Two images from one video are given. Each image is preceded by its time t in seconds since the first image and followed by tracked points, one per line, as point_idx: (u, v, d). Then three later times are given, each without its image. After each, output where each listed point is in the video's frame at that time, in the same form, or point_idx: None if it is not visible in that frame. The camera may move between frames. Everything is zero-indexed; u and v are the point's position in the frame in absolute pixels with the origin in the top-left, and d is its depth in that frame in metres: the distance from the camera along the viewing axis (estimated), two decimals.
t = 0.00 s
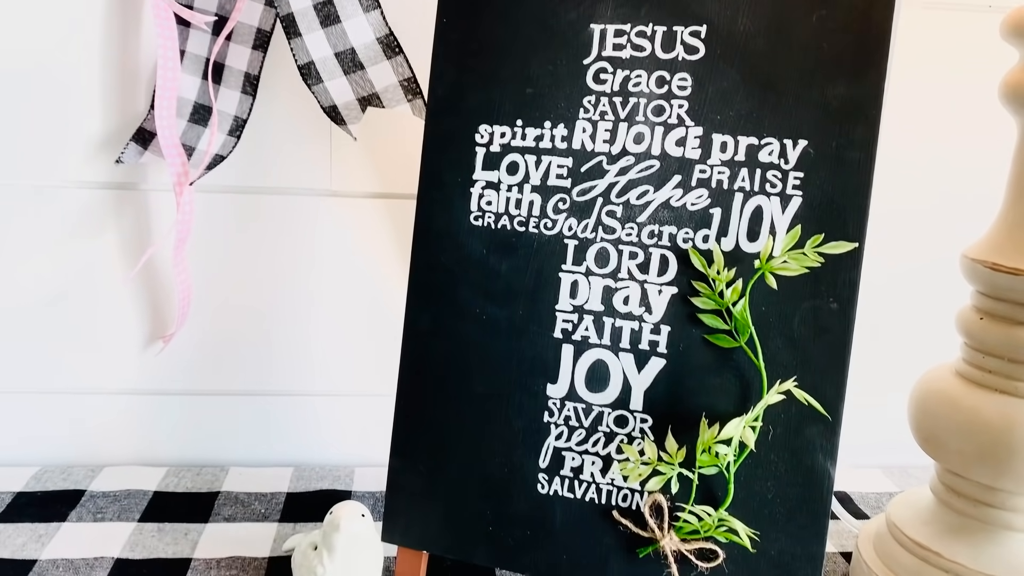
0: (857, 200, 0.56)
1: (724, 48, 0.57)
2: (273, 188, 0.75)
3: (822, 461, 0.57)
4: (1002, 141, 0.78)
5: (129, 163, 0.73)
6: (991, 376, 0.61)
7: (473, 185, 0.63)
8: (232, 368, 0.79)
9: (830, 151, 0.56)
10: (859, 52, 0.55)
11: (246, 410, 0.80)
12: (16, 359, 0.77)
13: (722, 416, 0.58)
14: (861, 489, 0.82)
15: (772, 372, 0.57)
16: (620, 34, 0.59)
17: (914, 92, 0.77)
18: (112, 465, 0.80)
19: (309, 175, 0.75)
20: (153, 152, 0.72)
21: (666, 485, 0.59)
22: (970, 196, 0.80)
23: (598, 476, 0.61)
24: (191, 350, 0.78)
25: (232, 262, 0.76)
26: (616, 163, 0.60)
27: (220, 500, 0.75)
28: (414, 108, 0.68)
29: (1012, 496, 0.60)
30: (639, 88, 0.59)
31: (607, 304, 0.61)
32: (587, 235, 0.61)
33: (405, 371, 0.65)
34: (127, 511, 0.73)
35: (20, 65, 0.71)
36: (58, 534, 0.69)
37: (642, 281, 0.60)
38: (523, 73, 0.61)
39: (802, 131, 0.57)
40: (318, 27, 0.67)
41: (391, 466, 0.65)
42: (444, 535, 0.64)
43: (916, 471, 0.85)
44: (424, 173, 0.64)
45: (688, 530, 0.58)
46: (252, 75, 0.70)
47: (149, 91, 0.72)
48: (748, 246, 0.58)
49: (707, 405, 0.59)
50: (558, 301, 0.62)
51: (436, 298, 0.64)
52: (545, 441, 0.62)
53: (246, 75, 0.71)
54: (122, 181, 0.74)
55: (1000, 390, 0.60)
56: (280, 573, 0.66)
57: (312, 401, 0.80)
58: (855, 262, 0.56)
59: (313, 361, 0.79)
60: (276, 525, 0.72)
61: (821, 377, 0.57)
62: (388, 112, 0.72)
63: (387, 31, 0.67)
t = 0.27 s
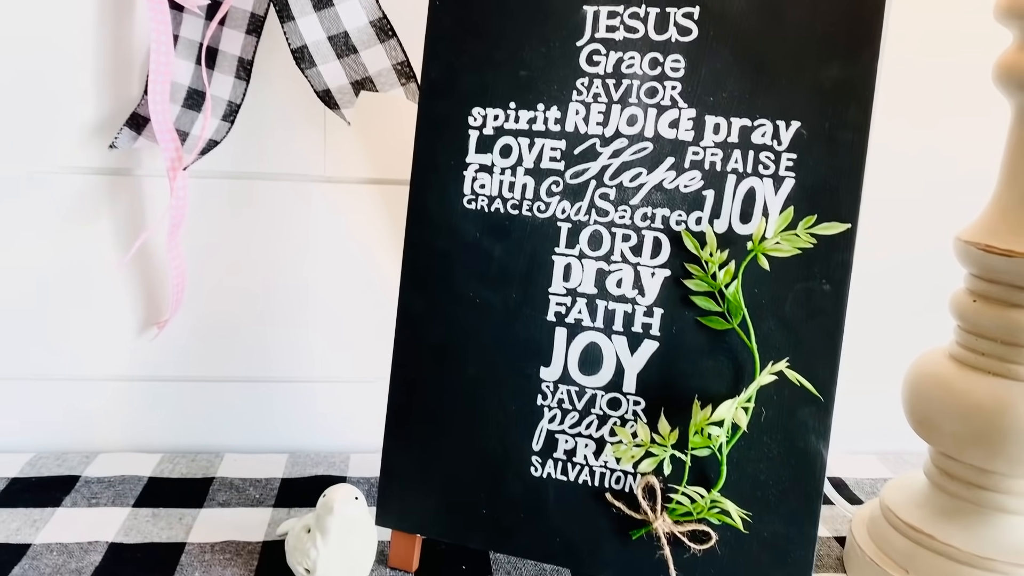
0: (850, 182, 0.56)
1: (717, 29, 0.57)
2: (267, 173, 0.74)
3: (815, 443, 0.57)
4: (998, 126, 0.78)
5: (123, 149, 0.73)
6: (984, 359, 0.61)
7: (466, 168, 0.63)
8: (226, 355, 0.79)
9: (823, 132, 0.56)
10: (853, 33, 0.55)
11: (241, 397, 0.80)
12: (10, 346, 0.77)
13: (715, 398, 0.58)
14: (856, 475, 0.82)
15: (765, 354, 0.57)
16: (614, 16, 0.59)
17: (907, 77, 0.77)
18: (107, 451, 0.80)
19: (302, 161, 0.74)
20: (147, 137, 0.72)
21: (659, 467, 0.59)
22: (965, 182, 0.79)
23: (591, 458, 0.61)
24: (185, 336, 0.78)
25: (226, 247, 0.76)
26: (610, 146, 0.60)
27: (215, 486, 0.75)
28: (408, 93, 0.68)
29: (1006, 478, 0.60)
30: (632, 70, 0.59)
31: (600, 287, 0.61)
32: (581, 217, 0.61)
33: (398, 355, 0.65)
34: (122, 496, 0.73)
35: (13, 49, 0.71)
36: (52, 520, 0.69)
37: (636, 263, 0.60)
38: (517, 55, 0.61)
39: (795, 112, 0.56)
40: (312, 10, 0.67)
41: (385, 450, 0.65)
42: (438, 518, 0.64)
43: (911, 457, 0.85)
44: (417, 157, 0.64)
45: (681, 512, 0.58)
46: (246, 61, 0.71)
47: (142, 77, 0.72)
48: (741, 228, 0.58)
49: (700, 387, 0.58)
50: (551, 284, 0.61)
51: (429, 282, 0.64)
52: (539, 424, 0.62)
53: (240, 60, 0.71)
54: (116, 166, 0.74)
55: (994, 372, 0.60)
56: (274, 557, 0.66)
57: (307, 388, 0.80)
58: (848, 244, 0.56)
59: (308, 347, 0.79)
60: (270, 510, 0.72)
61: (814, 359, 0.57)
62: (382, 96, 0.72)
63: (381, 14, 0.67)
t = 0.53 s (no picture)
0: (840, 164, 0.56)
1: (707, 12, 0.57)
2: (259, 160, 0.74)
3: (804, 425, 0.57)
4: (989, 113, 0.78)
5: (115, 135, 0.73)
6: (974, 342, 0.61)
7: (457, 152, 0.63)
8: (218, 341, 0.79)
9: (813, 114, 0.56)
10: (843, 14, 0.55)
11: (234, 384, 0.80)
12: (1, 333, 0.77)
13: (705, 381, 0.58)
14: (848, 461, 0.82)
15: (755, 336, 0.57)
16: None
17: (898, 62, 0.77)
18: (100, 438, 0.80)
19: (294, 147, 0.74)
20: (138, 123, 0.72)
21: (649, 450, 0.60)
22: (957, 168, 0.79)
23: (582, 442, 0.61)
24: (178, 323, 0.78)
25: (218, 234, 0.76)
26: (600, 129, 0.60)
27: (208, 472, 0.75)
28: (398, 78, 0.68)
29: (995, 460, 0.60)
30: (622, 53, 0.59)
31: (591, 271, 0.61)
32: (571, 201, 0.61)
33: (390, 340, 0.65)
34: (115, 482, 0.73)
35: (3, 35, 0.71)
36: (45, 505, 0.69)
37: (626, 247, 0.60)
38: (507, 39, 0.61)
39: (784, 95, 0.56)
40: None
41: (377, 434, 0.65)
42: (429, 502, 0.64)
43: (903, 443, 0.85)
44: (408, 141, 0.64)
45: (671, 494, 0.59)
46: (237, 47, 0.70)
47: (134, 63, 0.72)
48: (731, 211, 0.58)
49: (690, 370, 0.59)
50: (541, 268, 0.62)
51: (420, 266, 0.64)
52: (530, 407, 0.62)
53: (231, 46, 0.71)
54: (108, 153, 0.74)
55: (983, 355, 0.61)
56: (266, 542, 0.66)
57: (300, 375, 0.80)
58: (838, 226, 0.56)
59: (301, 334, 0.79)
60: (263, 496, 0.72)
61: (804, 341, 0.57)
62: (372, 81, 0.72)
63: None
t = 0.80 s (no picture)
0: (825, 148, 0.56)
1: None
2: (249, 148, 0.74)
3: (789, 409, 0.57)
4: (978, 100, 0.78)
5: (103, 123, 0.73)
6: (959, 326, 0.62)
7: (444, 138, 0.63)
8: (208, 330, 0.79)
9: (798, 99, 0.56)
10: None
11: (225, 372, 0.80)
12: None
13: (691, 365, 0.58)
14: (837, 448, 0.83)
15: (740, 320, 0.57)
16: None
17: (885, 49, 0.77)
18: (91, 427, 0.81)
19: (283, 134, 0.74)
20: (127, 111, 0.72)
21: (635, 434, 0.60)
22: (946, 156, 0.80)
23: (569, 427, 0.61)
24: (168, 312, 0.78)
25: (207, 222, 0.76)
26: (586, 115, 0.60)
27: (198, 460, 0.76)
28: (386, 64, 0.69)
29: (980, 444, 0.61)
30: (609, 38, 0.59)
31: (578, 256, 0.61)
32: (558, 186, 0.61)
33: (378, 326, 0.65)
34: (105, 470, 0.73)
35: None
36: (35, 492, 0.69)
37: (612, 232, 0.60)
38: (493, 24, 0.61)
39: (770, 79, 0.56)
40: None
41: (365, 420, 0.66)
42: (418, 488, 0.65)
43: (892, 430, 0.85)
44: (395, 127, 0.64)
45: (657, 478, 0.59)
46: (225, 34, 0.70)
47: (122, 51, 0.72)
48: (716, 195, 0.58)
49: (676, 354, 0.59)
50: (529, 254, 0.62)
51: (408, 252, 0.64)
52: (517, 393, 0.62)
53: (219, 34, 0.70)
54: (97, 141, 0.74)
55: (969, 339, 0.61)
56: (255, 528, 0.67)
57: (290, 363, 0.80)
58: (823, 210, 0.56)
59: (291, 322, 0.79)
60: (253, 483, 0.72)
61: (790, 325, 0.57)
62: (360, 67, 0.72)
63: None
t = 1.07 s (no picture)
0: (816, 133, 0.56)
1: None
2: (240, 136, 0.74)
3: (780, 394, 0.57)
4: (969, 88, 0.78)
5: (94, 111, 0.73)
6: (950, 312, 0.62)
7: (435, 124, 0.63)
8: (200, 319, 0.79)
9: (788, 83, 0.56)
10: None
11: (217, 361, 0.80)
12: None
13: (681, 350, 0.58)
14: (830, 436, 0.83)
15: (731, 306, 0.57)
16: None
17: (877, 37, 0.77)
18: (83, 417, 0.80)
19: (274, 123, 0.74)
20: (118, 99, 0.72)
21: (626, 419, 0.60)
22: (938, 144, 0.80)
23: (560, 413, 0.61)
24: (159, 301, 0.78)
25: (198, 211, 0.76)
26: (577, 101, 0.60)
27: (191, 449, 0.75)
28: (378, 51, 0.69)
29: (971, 430, 0.61)
30: (599, 24, 0.59)
31: (569, 243, 0.61)
32: (549, 173, 0.61)
33: (370, 314, 0.65)
34: (97, 459, 0.73)
35: None
36: (27, 481, 0.69)
37: (603, 218, 0.60)
38: (484, 10, 0.61)
39: (760, 64, 0.56)
40: None
41: (357, 408, 0.66)
42: (410, 476, 0.64)
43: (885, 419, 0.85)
44: (386, 114, 0.64)
45: (648, 464, 0.59)
46: (216, 22, 0.70)
47: (113, 40, 0.72)
48: (707, 181, 0.58)
49: (667, 340, 0.59)
50: (520, 241, 0.61)
51: (399, 239, 0.64)
52: (509, 379, 0.62)
53: (210, 22, 0.70)
54: (88, 130, 0.73)
55: (959, 325, 0.61)
56: (247, 516, 0.67)
57: (282, 353, 0.80)
58: (813, 194, 0.56)
59: (283, 312, 0.79)
60: (245, 471, 0.72)
61: (780, 310, 0.57)
62: (350, 54, 0.72)
63: None
